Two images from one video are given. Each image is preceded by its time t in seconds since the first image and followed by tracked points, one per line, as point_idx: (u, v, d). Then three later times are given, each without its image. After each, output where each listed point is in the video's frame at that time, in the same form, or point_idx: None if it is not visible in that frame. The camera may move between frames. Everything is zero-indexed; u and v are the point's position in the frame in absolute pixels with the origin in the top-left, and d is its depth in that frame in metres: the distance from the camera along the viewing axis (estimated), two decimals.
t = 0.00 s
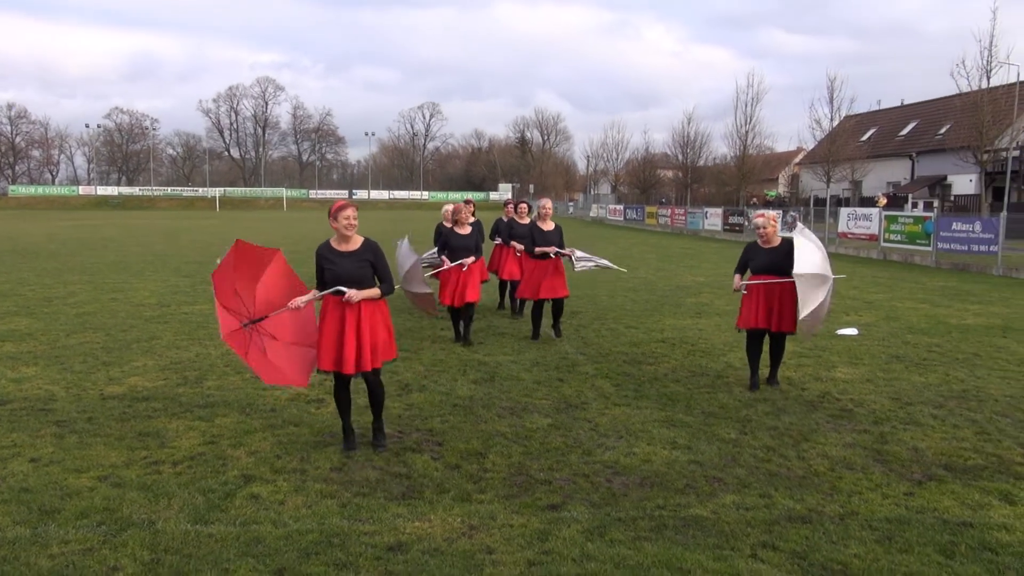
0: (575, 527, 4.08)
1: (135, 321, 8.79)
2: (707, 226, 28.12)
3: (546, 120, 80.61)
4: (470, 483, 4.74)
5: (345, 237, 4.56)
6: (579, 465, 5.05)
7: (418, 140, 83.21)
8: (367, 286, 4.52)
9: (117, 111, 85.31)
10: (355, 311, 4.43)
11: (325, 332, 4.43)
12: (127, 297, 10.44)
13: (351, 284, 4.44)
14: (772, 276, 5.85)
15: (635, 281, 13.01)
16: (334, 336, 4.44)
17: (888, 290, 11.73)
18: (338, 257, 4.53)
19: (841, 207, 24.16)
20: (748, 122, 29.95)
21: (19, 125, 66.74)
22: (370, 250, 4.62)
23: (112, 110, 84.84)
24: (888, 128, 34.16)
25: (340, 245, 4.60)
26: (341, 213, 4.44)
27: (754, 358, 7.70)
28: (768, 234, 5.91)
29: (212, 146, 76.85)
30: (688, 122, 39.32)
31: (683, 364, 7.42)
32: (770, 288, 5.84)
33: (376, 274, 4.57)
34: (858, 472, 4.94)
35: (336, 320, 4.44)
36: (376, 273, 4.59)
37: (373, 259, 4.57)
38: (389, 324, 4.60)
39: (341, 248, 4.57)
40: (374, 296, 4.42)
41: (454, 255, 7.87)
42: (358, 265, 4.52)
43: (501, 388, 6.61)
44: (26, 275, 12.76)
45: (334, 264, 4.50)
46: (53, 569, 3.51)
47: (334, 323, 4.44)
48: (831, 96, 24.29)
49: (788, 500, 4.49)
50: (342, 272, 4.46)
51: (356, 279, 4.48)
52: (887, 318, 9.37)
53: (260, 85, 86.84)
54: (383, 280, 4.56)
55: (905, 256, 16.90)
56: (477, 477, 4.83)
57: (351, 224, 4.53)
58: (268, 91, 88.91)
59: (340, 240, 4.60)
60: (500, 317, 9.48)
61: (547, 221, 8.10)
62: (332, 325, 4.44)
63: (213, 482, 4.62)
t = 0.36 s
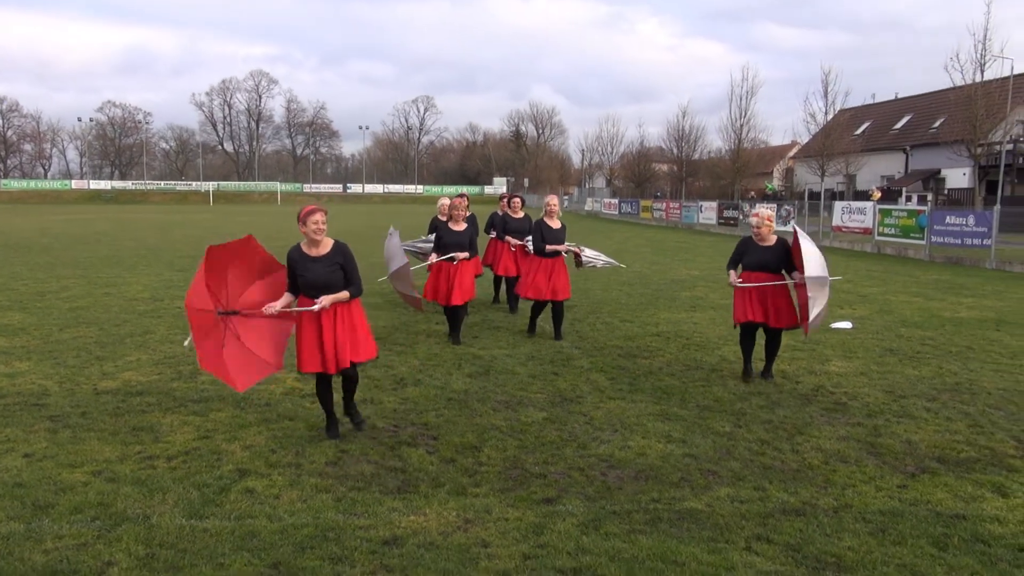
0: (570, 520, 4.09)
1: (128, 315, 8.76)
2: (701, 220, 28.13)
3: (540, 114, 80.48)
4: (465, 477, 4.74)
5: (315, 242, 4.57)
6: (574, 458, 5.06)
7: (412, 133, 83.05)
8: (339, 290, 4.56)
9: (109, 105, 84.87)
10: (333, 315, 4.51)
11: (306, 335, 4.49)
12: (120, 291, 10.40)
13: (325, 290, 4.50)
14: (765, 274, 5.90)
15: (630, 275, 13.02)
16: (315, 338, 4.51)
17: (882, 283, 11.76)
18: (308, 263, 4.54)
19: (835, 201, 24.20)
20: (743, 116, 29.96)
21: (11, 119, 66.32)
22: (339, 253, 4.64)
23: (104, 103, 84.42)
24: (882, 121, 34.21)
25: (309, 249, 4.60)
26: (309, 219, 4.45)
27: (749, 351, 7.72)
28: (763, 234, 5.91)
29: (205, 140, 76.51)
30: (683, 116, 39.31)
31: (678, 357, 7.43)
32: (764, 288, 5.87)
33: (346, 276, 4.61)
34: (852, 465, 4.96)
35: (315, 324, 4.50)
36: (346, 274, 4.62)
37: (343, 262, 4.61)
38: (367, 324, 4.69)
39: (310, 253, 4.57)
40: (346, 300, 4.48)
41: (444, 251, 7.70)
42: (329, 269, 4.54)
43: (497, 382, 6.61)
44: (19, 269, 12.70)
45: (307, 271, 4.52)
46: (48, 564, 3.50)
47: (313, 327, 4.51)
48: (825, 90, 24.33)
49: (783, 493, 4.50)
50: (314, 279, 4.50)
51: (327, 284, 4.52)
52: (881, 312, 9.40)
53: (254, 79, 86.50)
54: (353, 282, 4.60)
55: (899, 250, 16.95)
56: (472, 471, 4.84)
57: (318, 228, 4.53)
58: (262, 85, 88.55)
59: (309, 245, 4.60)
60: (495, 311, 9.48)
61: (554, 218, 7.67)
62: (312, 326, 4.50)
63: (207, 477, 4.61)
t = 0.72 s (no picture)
0: (565, 516, 4.09)
1: (122, 311, 8.73)
2: (696, 216, 28.16)
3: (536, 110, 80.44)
4: (460, 472, 4.75)
5: (288, 234, 4.75)
6: (569, 454, 5.07)
7: (407, 129, 82.96)
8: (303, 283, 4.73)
9: (102, 100, 84.54)
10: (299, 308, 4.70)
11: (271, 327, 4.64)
12: (113, 286, 10.37)
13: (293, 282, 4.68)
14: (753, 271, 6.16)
15: (624, 271, 13.04)
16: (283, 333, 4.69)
17: (876, 279, 11.81)
18: (281, 252, 4.70)
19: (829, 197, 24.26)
20: (738, 112, 30.01)
21: (3, 113, 65.99)
22: (309, 247, 4.82)
23: (97, 98, 84.06)
24: (876, 118, 34.32)
25: (283, 238, 4.76)
26: (286, 212, 4.59)
27: (743, 347, 7.74)
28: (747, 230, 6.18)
29: (199, 135, 76.28)
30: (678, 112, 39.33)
31: (672, 353, 7.44)
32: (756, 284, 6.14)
33: (313, 272, 4.79)
34: (846, 460, 4.98)
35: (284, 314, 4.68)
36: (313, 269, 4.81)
37: (311, 257, 4.79)
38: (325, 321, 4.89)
39: (284, 243, 4.74)
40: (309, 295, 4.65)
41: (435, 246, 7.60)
42: (296, 261, 4.72)
43: (492, 378, 6.61)
44: (12, 264, 12.65)
45: (276, 259, 4.69)
46: (42, 560, 3.49)
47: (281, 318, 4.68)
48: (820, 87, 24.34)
49: (776, 489, 4.51)
50: (281, 269, 4.67)
51: (294, 276, 4.69)
52: (875, 307, 9.43)
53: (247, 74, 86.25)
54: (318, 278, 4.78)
55: (893, 246, 17.01)
56: (467, 466, 4.84)
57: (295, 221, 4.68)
58: (256, 80, 88.30)
59: (282, 235, 4.78)
60: (489, 306, 9.48)
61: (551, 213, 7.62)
62: (282, 320, 4.68)
63: (202, 473, 4.60)
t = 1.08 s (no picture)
0: (559, 513, 4.09)
1: (115, 307, 8.71)
2: (692, 214, 28.18)
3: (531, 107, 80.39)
4: (454, 469, 4.75)
5: (265, 225, 4.93)
6: (563, 451, 5.07)
7: (403, 125, 82.85)
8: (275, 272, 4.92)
9: (97, 95, 84.21)
10: (271, 293, 4.85)
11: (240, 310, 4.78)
12: (108, 283, 10.33)
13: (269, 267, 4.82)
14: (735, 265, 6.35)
15: (620, 268, 13.05)
16: (250, 317, 4.82)
17: (870, 277, 11.84)
18: (256, 241, 4.87)
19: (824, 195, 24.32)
20: (733, 109, 30.04)
21: None
22: (282, 240, 5.02)
23: (92, 93, 83.80)
24: (871, 115, 34.40)
25: (255, 229, 4.94)
26: (270, 204, 4.80)
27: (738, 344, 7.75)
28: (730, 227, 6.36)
29: (193, 131, 76.04)
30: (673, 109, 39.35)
31: (667, 350, 7.45)
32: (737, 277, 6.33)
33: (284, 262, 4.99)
34: (840, 457, 4.99)
35: (254, 297, 4.82)
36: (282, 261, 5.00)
37: (283, 249, 4.99)
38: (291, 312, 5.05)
39: (257, 233, 4.91)
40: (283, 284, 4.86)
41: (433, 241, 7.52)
42: (271, 252, 4.90)
43: (487, 375, 6.62)
44: (5, 260, 12.60)
45: (253, 250, 4.84)
46: (35, 556, 3.48)
47: (254, 301, 4.81)
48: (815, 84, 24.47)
49: (771, 486, 4.53)
50: (259, 257, 4.83)
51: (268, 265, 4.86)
52: (869, 305, 9.46)
53: (242, 70, 86.08)
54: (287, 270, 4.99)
55: (887, 244, 17.06)
56: (462, 463, 4.84)
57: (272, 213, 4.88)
58: (251, 76, 88.07)
59: (257, 226, 4.94)
60: (484, 304, 9.48)
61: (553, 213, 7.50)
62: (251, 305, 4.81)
63: (196, 469, 4.59)
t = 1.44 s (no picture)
0: (554, 510, 4.10)
1: (109, 304, 8.68)
2: (688, 212, 28.21)
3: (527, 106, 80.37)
4: (450, 466, 4.75)
5: (247, 229, 4.93)
6: (559, 448, 5.07)
7: (399, 122, 82.76)
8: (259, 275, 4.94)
9: (91, 92, 83.89)
10: (256, 295, 4.88)
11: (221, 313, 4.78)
12: (102, 280, 10.30)
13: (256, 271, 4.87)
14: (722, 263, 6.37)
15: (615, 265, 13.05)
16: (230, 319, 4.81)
17: (866, 275, 11.87)
18: (241, 244, 4.89)
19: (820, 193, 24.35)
20: (729, 108, 30.08)
21: None
22: (263, 243, 5.04)
23: (86, 90, 83.47)
24: (866, 114, 34.48)
25: (237, 233, 4.94)
26: (255, 209, 4.85)
27: (733, 342, 7.77)
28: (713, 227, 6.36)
29: (189, 127, 75.81)
30: (669, 107, 39.38)
31: (663, 348, 7.46)
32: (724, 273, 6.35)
33: (266, 265, 5.04)
34: (835, 455, 5.01)
35: (237, 298, 4.83)
36: (264, 263, 5.04)
37: (265, 252, 5.03)
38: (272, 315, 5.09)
39: (240, 236, 4.92)
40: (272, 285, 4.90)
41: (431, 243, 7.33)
42: (255, 255, 4.93)
43: (483, 373, 6.61)
44: None
45: (237, 252, 4.85)
46: (29, 554, 3.47)
47: (240, 303, 4.83)
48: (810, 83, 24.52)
49: (765, 483, 4.54)
50: (245, 260, 4.85)
51: (252, 268, 4.89)
52: (864, 303, 9.48)
53: (237, 67, 85.89)
54: (271, 272, 5.05)
55: (883, 242, 17.10)
56: (457, 461, 4.84)
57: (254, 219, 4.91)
58: (247, 73, 87.80)
59: (239, 229, 4.94)
60: (480, 301, 9.47)
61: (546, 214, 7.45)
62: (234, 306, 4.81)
63: (191, 467, 4.58)
